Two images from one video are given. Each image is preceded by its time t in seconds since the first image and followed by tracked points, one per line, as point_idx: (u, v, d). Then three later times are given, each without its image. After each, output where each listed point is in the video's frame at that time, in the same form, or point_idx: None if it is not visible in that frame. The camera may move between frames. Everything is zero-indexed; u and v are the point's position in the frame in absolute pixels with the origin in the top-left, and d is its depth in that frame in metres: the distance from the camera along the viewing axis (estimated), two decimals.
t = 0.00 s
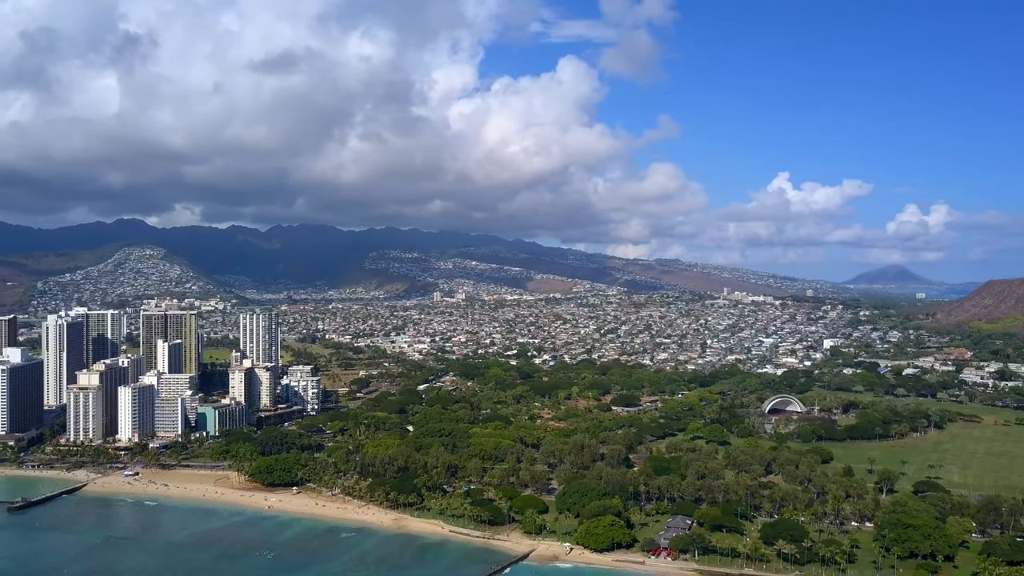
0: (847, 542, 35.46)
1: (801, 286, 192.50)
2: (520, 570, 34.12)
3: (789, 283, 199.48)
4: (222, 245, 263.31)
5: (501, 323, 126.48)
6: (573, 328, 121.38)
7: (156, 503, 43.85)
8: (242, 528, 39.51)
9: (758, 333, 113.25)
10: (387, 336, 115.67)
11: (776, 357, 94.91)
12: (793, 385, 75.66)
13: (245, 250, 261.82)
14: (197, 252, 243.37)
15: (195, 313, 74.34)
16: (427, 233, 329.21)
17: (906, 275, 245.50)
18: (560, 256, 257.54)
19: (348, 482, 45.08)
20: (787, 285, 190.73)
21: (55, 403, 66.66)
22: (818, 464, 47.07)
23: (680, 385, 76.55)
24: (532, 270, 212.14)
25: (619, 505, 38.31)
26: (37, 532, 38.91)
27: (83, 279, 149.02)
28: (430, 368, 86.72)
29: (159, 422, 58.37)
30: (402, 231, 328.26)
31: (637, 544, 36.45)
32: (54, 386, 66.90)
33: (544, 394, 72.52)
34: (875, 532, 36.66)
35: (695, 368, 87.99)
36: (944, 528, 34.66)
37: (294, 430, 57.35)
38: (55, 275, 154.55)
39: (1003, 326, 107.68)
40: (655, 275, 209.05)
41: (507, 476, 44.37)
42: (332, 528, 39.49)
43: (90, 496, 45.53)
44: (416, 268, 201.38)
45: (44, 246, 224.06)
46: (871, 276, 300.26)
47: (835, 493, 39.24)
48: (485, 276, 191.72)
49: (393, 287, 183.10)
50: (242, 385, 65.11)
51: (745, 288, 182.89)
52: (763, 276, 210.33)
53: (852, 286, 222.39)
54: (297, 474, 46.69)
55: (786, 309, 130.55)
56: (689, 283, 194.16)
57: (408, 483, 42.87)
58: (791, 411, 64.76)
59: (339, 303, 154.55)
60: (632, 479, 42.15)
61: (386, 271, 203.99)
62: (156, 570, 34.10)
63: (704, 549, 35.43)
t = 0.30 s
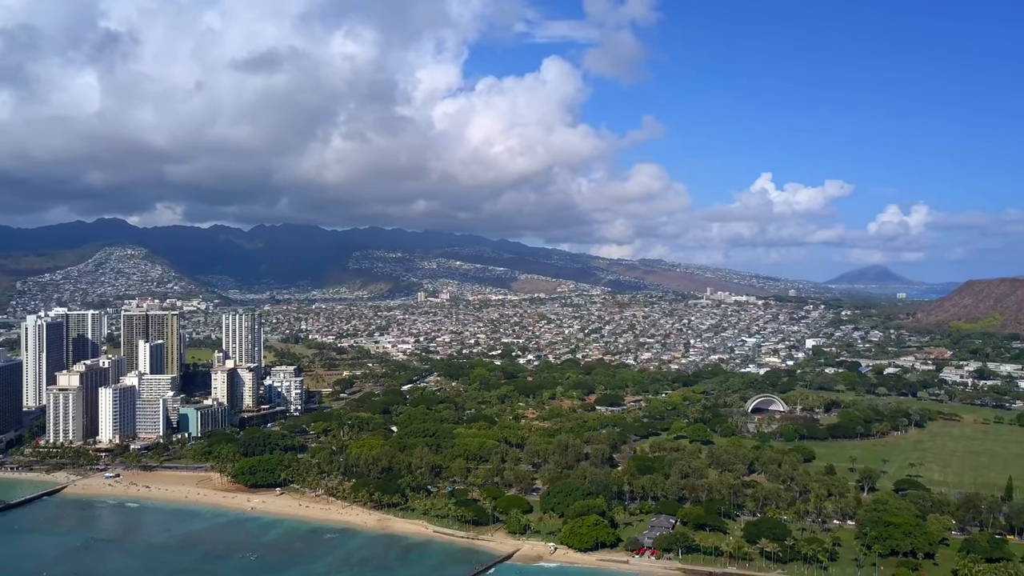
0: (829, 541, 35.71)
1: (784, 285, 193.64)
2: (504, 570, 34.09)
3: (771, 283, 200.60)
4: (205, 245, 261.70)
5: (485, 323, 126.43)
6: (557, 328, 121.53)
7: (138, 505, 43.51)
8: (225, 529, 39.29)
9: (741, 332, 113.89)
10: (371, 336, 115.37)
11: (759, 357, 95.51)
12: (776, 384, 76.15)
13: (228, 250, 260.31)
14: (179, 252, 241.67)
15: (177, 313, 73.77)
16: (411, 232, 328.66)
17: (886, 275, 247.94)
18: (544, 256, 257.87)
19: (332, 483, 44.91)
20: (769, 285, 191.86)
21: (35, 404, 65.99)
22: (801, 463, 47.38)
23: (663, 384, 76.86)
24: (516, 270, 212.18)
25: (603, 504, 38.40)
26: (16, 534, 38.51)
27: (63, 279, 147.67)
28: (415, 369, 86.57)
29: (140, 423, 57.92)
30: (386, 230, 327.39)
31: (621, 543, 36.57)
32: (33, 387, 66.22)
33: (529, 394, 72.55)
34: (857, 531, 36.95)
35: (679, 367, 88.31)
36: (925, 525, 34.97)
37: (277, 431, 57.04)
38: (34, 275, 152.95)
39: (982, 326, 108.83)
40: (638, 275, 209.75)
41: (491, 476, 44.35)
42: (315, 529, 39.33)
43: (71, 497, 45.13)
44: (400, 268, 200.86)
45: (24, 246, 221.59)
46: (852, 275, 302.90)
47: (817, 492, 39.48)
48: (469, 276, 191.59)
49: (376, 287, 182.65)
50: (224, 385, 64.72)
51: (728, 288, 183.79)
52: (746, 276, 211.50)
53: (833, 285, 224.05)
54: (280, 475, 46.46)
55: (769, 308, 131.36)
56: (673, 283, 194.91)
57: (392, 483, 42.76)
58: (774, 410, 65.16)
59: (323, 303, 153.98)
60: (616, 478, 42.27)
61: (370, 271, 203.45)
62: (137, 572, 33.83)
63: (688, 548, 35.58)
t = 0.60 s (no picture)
0: (814, 539, 35.93)
1: (769, 285, 194.58)
2: (490, 570, 34.07)
3: (757, 283, 201.48)
4: (189, 244, 260.21)
5: (471, 323, 126.32)
6: (544, 327, 121.61)
7: (122, 507, 43.18)
8: (210, 531, 39.02)
9: (726, 332, 114.38)
10: (357, 336, 115.07)
11: (744, 356, 95.98)
12: (761, 384, 76.51)
13: (212, 249, 258.88)
14: (163, 252, 240.11)
15: (161, 313, 73.30)
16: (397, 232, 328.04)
17: (870, 275, 249.89)
18: (531, 256, 258.06)
19: (317, 483, 44.74)
20: (754, 285, 192.72)
21: (17, 405, 65.27)
22: (785, 462, 47.63)
23: (649, 384, 77.08)
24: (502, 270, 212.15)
25: (589, 504, 38.44)
26: None
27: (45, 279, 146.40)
28: (401, 369, 86.41)
29: (124, 424, 57.49)
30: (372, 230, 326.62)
31: (607, 542, 36.67)
32: (15, 388, 65.52)
33: (515, 394, 72.55)
34: (841, 529, 37.19)
35: (665, 367, 88.59)
36: (908, 523, 35.22)
37: (262, 432, 56.74)
38: (17, 275, 151.54)
39: (965, 325, 109.80)
40: (624, 275, 210.27)
41: (478, 476, 44.30)
42: (301, 530, 39.16)
43: (53, 500, 44.73)
44: (386, 268, 200.39)
45: (5, 246, 219.42)
46: (837, 275, 304.95)
47: (802, 491, 39.67)
48: (456, 276, 191.40)
49: (362, 287, 182.20)
50: (209, 386, 64.33)
51: (714, 288, 184.54)
52: (731, 276, 212.43)
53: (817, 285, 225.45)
54: (265, 476, 46.23)
55: (754, 308, 131.99)
56: (658, 283, 195.48)
57: (378, 484, 42.65)
58: (759, 410, 65.46)
59: (308, 303, 153.43)
60: (602, 478, 42.35)
61: (356, 271, 202.91)
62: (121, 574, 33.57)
63: (674, 547, 35.68)
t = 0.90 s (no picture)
0: (799, 537, 36.16)
1: (754, 285, 195.45)
2: (477, 570, 34.07)
3: (742, 283, 202.43)
4: (173, 244, 258.75)
5: (458, 323, 126.21)
6: (530, 327, 121.70)
7: (106, 508, 42.83)
8: (195, 532, 38.77)
9: (712, 332, 114.86)
10: (343, 336, 114.75)
11: (730, 356, 96.44)
12: (746, 383, 76.83)
13: (197, 249, 257.47)
14: (147, 252, 238.60)
15: (145, 313, 72.79)
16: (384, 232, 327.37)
17: (854, 275, 252.03)
18: (517, 256, 258.18)
19: (303, 484, 44.60)
20: (740, 285, 193.58)
21: None
22: (771, 461, 47.88)
23: (635, 384, 77.31)
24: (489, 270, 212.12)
25: (575, 504, 38.51)
26: None
27: (27, 279, 145.19)
28: (387, 369, 86.23)
29: (107, 426, 57.08)
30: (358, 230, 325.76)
31: (594, 542, 36.77)
32: None
33: (501, 394, 72.55)
34: (826, 527, 37.40)
35: (651, 367, 88.83)
36: (891, 521, 35.48)
37: (247, 433, 56.47)
38: None
39: (947, 325, 110.71)
40: (611, 275, 210.82)
41: (464, 476, 44.28)
42: (286, 531, 39.00)
43: (36, 501, 44.34)
44: (372, 268, 199.90)
45: None
46: (822, 275, 306.85)
47: (787, 490, 39.85)
48: (442, 276, 191.19)
49: (349, 288, 181.73)
50: (194, 386, 63.95)
51: (699, 288, 185.25)
52: (717, 276, 213.30)
53: (802, 285, 226.73)
54: (250, 477, 46.02)
55: (739, 308, 132.59)
56: (645, 283, 196.03)
57: (364, 484, 42.53)
58: (744, 409, 65.77)
59: (294, 304, 152.88)
60: (588, 477, 42.43)
61: (342, 271, 202.37)
62: None
63: (660, 546, 35.80)
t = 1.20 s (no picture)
0: (784, 536, 36.34)
1: (739, 285, 196.29)
2: (463, 570, 34.04)
3: (727, 283, 203.27)
4: (157, 244, 257.13)
5: (444, 323, 126.10)
6: (517, 327, 121.76)
7: (89, 510, 42.49)
8: (179, 534, 38.53)
9: (698, 332, 115.31)
10: (329, 337, 114.39)
11: (715, 355, 96.85)
12: (731, 383, 77.13)
13: (181, 249, 255.96)
14: (131, 251, 236.95)
15: (129, 313, 72.26)
16: (370, 232, 326.53)
17: (838, 276, 253.85)
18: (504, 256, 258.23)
19: (289, 485, 44.45)
20: (725, 285, 194.37)
21: None
22: (756, 460, 48.09)
23: (621, 383, 77.50)
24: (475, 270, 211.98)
25: (562, 504, 38.54)
26: None
27: (9, 279, 143.94)
28: (373, 369, 86.03)
29: (90, 427, 56.64)
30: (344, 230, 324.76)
31: (580, 541, 36.82)
32: None
33: (488, 394, 72.53)
34: (810, 526, 37.61)
35: (637, 367, 89.04)
36: (876, 520, 35.72)
37: (232, 434, 56.20)
38: None
39: (930, 325, 111.60)
40: (597, 275, 211.28)
41: (450, 476, 44.22)
42: (272, 533, 38.84)
43: (18, 504, 43.95)
44: (358, 268, 199.33)
45: None
46: (807, 274, 308.79)
47: (772, 488, 40.03)
48: (428, 276, 190.94)
49: (334, 288, 181.22)
50: (178, 388, 63.56)
51: (685, 288, 185.87)
52: (703, 276, 214.15)
53: (787, 285, 227.92)
54: (235, 478, 45.80)
55: (725, 308, 133.16)
56: (631, 283, 196.51)
57: (350, 485, 42.41)
58: (730, 409, 66.08)
59: (279, 304, 152.26)
60: (575, 477, 42.48)
61: (328, 271, 201.76)
62: None
63: (646, 545, 35.90)
